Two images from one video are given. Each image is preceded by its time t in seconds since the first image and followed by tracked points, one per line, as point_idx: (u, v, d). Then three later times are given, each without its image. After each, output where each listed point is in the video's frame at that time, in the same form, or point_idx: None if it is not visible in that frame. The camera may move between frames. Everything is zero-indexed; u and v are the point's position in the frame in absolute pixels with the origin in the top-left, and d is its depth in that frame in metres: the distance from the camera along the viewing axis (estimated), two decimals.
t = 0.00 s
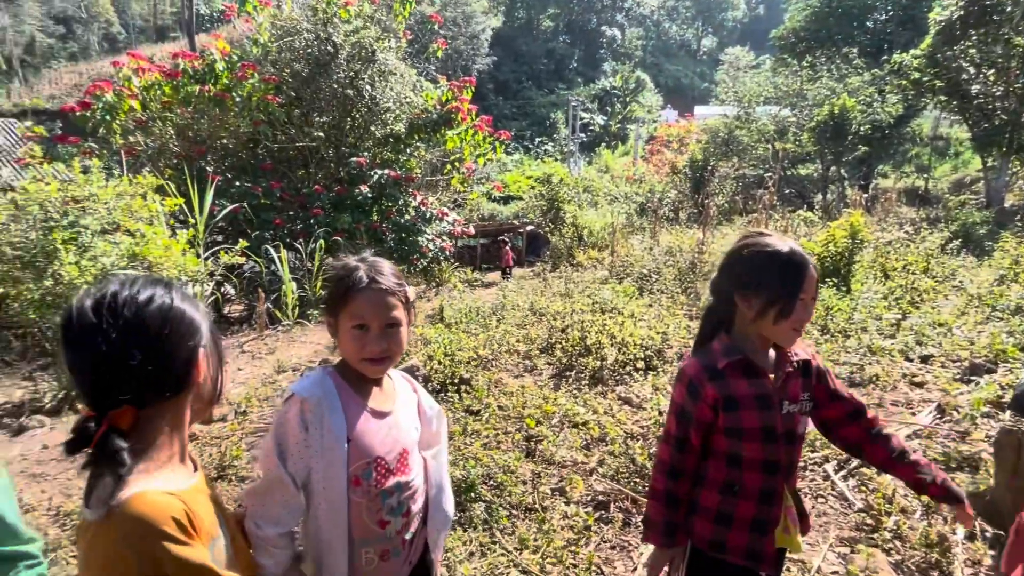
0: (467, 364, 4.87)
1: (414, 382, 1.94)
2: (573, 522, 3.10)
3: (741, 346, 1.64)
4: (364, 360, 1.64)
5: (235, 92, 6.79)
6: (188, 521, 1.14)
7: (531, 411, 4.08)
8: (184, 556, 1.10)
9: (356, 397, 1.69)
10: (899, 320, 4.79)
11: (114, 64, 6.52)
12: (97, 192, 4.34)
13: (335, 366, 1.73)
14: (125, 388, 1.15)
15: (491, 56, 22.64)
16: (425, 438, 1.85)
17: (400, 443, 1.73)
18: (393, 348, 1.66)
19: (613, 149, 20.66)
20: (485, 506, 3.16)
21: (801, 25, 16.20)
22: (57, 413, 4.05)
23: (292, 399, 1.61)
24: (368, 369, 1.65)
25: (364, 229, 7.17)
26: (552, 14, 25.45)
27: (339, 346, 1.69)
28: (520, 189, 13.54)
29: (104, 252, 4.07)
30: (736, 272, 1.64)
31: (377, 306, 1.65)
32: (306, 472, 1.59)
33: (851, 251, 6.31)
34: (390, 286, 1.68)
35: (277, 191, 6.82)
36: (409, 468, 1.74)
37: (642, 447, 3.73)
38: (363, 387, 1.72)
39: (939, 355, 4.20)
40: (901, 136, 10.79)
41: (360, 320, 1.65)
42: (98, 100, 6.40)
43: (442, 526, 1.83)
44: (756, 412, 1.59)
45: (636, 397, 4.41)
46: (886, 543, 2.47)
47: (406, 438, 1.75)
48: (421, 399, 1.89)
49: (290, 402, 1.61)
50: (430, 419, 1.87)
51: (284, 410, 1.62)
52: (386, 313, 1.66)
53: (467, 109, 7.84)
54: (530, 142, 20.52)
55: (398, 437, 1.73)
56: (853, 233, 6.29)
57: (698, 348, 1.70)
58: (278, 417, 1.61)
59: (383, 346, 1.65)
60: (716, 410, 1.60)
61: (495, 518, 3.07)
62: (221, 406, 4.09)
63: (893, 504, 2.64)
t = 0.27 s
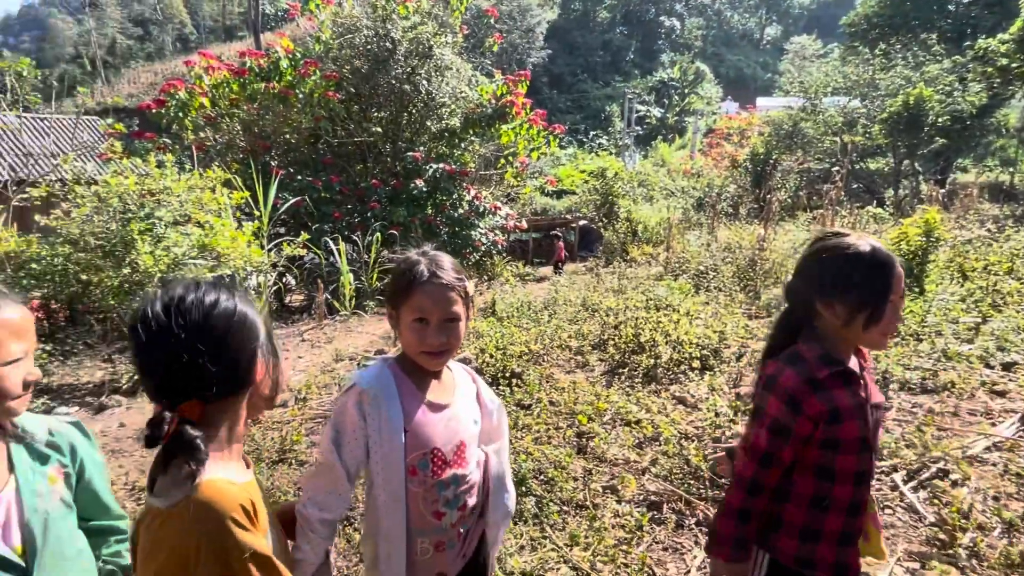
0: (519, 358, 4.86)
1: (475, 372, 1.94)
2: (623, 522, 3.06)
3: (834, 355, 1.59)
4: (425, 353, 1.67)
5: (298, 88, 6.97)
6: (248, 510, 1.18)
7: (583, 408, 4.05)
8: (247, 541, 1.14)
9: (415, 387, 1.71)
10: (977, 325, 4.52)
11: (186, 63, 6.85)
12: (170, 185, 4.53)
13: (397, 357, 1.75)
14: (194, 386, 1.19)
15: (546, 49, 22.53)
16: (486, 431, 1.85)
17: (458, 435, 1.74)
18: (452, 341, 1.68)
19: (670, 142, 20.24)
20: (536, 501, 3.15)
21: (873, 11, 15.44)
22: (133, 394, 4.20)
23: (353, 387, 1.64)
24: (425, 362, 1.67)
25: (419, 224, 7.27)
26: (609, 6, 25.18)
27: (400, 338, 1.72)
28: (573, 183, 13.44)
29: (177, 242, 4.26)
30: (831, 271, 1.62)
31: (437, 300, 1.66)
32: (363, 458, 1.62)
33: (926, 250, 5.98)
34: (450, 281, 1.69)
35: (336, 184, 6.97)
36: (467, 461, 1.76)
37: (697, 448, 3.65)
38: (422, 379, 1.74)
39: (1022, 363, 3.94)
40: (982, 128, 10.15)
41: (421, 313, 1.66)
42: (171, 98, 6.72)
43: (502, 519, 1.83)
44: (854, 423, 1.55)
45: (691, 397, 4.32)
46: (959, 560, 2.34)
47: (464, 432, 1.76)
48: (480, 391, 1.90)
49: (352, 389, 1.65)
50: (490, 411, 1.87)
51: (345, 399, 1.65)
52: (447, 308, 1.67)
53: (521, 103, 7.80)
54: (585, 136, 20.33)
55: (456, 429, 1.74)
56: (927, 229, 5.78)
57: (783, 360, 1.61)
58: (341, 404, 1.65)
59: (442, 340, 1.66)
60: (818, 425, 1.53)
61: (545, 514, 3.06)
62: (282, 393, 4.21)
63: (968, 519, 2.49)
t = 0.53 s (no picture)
0: (571, 355, 4.80)
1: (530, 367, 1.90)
2: (676, 525, 2.99)
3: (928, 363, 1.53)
4: (475, 352, 1.65)
5: (358, 85, 7.09)
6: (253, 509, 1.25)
7: (637, 407, 3.96)
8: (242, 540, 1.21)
9: (463, 383, 1.69)
10: None
11: (252, 62, 7.05)
12: (238, 180, 4.68)
13: (450, 354, 1.74)
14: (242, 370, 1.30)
15: (604, 42, 22.24)
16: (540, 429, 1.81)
17: (507, 434, 1.70)
18: (502, 341, 1.65)
19: (730, 136, 19.65)
20: (586, 500, 3.10)
21: None
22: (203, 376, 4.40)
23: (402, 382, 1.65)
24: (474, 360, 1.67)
25: (473, 218, 7.29)
26: None
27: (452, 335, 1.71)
28: (629, 177, 13.22)
29: (243, 234, 4.39)
30: (918, 275, 1.53)
31: (488, 299, 1.63)
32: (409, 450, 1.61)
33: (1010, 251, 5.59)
34: (503, 280, 1.65)
35: (393, 178, 7.06)
36: (516, 460, 1.72)
37: (755, 454, 3.53)
38: (473, 377, 1.71)
39: None
40: None
41: (471, 312, 1.64)
42: (240, 96, 6.95)
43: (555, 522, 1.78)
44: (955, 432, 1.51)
45: (750, 400, 4.18)
46: None
47: (514, 430, 1.72)
48: (536, 388, 1.85)
49: (401, 384, 1.65)
50: (542, 409, 1.82)
51: (392, 396, 1.66)
52: (498, 307, 1.64)
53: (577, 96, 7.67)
54: (642, 130, 19.95)
55: (506, 428, 1.70)
56: (1014, 229, 5.43)
57: (884, 378, 1.48)
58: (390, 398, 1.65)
59: (491, 339, 1.64)
60: (940, 440, 1.45)
61: (596, 513, 3.01)
62: (338, 382, 4.30)
63: None
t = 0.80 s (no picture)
0: (626, 353, 4.69)
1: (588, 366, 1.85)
2: (734, 532, 2.87)
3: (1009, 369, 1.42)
4: (535, 348, 1.60)
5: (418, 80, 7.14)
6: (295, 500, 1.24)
7: (695, 408, 3.84)
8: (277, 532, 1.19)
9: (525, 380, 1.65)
10: None
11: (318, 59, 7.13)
12: (302, 174, 4.76)
13: (508, 348, 1.70)
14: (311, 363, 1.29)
15: (665, 34, 21.76)
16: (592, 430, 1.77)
17: (567, 433, 1.66)
18: (563, 337, 1.61)
19: (797, 129, 18.90)
20: (640, 501, 3.02)
21: None
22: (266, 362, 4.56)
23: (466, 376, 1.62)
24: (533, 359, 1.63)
25: (529, 213, 7.24)
26: None
27: (511, 330, 1.67)
28: (690, 172, 12.90)
29: (306, 227, 4.46)
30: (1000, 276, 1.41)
31: (549, 294, 1.58)
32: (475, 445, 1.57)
33: None
34: (563, 275, 1.60)
35: (450, 173, 7.08)
36: (573, 460, 1.68)
37: (820, 462, 3.36)
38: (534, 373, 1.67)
39: None
40: None
41: (532, 308, 1.60)
42: (306, 93, 7.12)
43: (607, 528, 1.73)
44: None
45: (815, 406, 3.99)
46: None
47: (573, 429, 1.68)
48: (595, 388, 1.80)
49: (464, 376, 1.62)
50: (600, 410, 1.77)
51: (456, 386, 1.62)
52: (559, 302, 1.59)
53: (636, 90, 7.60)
54: (704, 123, 19.42)
55: (565, 426, 1.66)
56: None
57: (965, 391, 1.38)
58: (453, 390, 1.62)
59: (552, 335, 1.59)
60: None
61: (650, 515, 2.92)
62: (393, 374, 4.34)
63: None
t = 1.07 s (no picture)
0: (686, 353, 4.55)
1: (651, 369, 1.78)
2: (800, 545, 2.73)
3: None
4: (608, 347, 1.54)
5: (479, 76, 7.14)
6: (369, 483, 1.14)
7: (758, 414, 3.68)
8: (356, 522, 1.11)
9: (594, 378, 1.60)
10: None
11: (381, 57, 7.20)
12: (365, 170, 4.82)
13: (577, 346, 1.64)
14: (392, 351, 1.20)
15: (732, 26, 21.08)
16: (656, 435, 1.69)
17: (631, 434, 1.60)
18: (638, 336, 1.54)
19: (872, 123, 17.97)
20: (699, 507, 2.91)
21: None
22: (329, 353, 4.65)
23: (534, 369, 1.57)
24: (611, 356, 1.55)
25: (587, 208, 7.14)
26: None
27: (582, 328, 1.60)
28: (755, 168, 12.45)
29: (367, 221, 4.50)
30: None
31: (624, 293, 1.52)
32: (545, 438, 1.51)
33: None
34: (638, 273, 1.54)
35: (508, 168, 7.05)
36: (637, 463, 1.61)
37: (894, 475, 3.16)
38: (605, 373, 1.61)
39: None
40: None
41: (606, 306, 1.53)
42: (370, 90, 7.21)
43: (668, 535, 1.66)
44: None
45: (889, 415, 3.76)
46: None
47: (638, 431, 1.62)
48: (660, 391, 1.72)
49: (532, 371, 1.57)
50: (666, 414, 1.70)
51: (523, 379, 1.58)
52: (636, 302, 1.53)
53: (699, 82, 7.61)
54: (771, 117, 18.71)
55: (631, 427, 1.60)
56: None
57: None
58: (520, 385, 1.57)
59: (629, 334, 1.53)
60: None
61: (709, 522, 2.81)
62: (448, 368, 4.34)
63: None
